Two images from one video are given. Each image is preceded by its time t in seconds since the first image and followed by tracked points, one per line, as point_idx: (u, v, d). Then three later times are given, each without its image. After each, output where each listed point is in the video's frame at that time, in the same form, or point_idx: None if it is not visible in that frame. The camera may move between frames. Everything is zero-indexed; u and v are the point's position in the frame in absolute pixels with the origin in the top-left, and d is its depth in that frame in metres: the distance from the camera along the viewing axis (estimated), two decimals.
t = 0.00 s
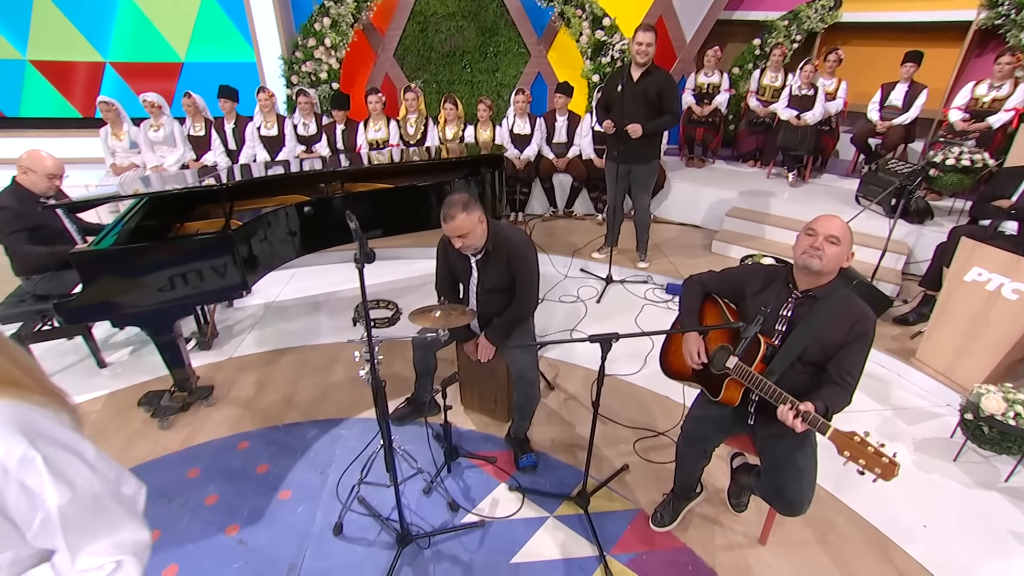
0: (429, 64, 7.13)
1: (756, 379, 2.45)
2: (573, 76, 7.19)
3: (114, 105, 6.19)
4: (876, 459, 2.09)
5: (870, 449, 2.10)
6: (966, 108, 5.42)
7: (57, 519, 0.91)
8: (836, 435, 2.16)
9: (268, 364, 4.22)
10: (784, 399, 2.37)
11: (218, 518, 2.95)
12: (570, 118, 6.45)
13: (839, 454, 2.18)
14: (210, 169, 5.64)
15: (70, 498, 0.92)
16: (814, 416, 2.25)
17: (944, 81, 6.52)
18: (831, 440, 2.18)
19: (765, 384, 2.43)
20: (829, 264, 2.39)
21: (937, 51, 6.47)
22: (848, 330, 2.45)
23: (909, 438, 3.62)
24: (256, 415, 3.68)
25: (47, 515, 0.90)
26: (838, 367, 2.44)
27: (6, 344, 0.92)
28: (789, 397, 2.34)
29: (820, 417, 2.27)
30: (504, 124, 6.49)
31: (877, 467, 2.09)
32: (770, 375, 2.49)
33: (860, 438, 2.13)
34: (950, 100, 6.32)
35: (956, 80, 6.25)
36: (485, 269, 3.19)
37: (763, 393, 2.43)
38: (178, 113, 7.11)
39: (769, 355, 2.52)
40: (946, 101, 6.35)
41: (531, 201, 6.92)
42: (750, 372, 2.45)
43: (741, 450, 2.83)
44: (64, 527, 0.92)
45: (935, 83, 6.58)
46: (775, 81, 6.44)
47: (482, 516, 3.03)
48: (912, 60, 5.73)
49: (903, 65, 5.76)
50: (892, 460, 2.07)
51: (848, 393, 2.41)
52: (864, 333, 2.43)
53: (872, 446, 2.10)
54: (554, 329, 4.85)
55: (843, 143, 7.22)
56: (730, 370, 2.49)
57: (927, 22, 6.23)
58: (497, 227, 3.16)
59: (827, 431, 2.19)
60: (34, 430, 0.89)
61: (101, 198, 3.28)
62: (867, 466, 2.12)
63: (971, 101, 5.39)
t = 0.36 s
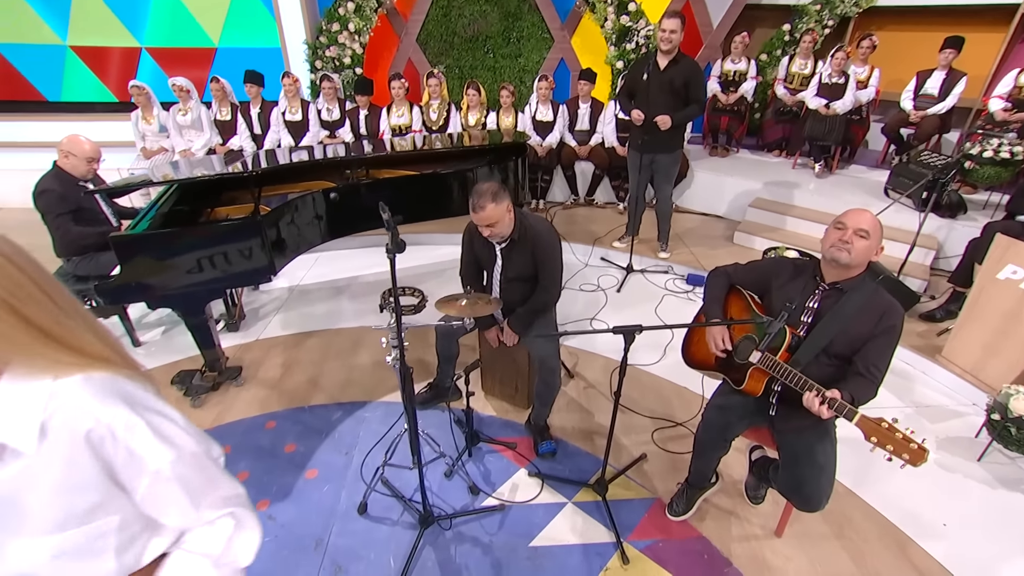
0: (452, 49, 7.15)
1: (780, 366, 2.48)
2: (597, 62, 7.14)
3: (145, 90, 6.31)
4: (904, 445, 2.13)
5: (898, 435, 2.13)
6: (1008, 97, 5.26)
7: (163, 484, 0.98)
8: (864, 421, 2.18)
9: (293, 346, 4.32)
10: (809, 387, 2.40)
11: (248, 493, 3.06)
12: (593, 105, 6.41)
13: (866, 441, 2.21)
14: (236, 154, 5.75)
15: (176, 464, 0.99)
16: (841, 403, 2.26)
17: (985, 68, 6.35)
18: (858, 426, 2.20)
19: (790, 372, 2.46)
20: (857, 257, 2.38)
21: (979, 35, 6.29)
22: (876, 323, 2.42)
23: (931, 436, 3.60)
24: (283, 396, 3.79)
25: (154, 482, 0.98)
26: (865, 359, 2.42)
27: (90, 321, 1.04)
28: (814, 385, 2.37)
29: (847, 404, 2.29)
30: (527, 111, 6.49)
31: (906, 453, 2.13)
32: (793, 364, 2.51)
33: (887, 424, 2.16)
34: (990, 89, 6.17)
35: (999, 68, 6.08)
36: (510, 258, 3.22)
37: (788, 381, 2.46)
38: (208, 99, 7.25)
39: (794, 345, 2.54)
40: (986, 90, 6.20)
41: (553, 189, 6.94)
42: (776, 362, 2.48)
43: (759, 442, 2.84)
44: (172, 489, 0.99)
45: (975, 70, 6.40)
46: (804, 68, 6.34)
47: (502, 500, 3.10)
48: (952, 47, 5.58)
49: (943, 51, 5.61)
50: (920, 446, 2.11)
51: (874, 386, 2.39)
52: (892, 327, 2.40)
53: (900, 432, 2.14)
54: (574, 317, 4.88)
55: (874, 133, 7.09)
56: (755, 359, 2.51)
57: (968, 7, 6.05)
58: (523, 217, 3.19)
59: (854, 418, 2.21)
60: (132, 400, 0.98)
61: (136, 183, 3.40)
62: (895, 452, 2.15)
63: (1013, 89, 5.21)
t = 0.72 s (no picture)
0: (466, 35, 7.12)
1: (795, 358, 2.52)
2: (612, 49, 7.09)
3: (162, 75, 6.35)
4: (919, 437, 2.16)
5: (913, 427, 2.17)
6: None
7: (257, 452, 1.08)
8: (879, 413, 2.22)
9: (310, 332, 4.39)
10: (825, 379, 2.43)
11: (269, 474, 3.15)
12: (608, 93, 6.37)
13: (880, 432, 2.25)
14: (252, 140, 5.77)
15: (263, 428, 1.09)
16: (855, 395, 2.29)
17: (1014, 55, 6.21)
18: (873, 418, 2.24)
19: (805, 364, 2.49)
20: (874, 253, 2.40)
21: (1009, 22, 6.17)
22: (892, 317, 2.43)
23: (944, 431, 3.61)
24: (300, 381, 3.86)
25: (244, 453, 1.07)
26: (880, 353, 2.43)
27: (157, 315, 1.12)
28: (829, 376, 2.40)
29: (862, 396, 2.31)
30: (542, 98, 6.46)
31: (919, 444, 2.16)
32: (807, 356, 2.54)
33: (902, 416, 2.20)
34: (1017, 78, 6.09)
35: None
36: (527, 249, 3.25)
37: (802, 373, 2.50)
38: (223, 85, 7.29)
39: (809, 337, 2.56)
40: (1014, 79, 6.10)
41: (566, 177, 6.94)
42: (792, 354, 2.52)
43: (770, 434, 2.87)
44: (260, 462, 1.08)
45: (1004, 57, 6.27)
46: (824, 56, 6.24)
47: (516, 486, 3.16)
48: (980, 33, 5.47)
49: (971, 38, 5.49)
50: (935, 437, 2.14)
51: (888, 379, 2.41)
52: (909, 322, 2.41)
53: (914, 424, 2.17)
54: (587, 307, 4.91)
55: (894, 122, 6.98)
56: (770, 352, 2.58)
57: None
58: (541, 208, 3.21)
59: (870, 409, 2.25)
60: (212, 380, 1.11)
61: (157, 171, 3.47)
62: (909, 443, 2.19)
63: None
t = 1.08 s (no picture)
0: (472, 24, 7.11)
1: (799, 356, 2.55)
2: (620, 39, 7.08)
3: (168, 64, 6.31)
4: (920, 440, 2.17)
5: (915, 430, 2.18)
6: None
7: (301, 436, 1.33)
8: (881, 415, 2.24)
9: (319, 322, 4.43)
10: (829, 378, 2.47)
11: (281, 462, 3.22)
12: (615, 83, 6.35)
13: (882, 434, 2.27)
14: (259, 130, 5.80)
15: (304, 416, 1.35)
16: (859, 397, 2.33)
17: None
18: (875, 420, 2.26)
19: (810, 363, 2.53)
20: (880, 252, 2.40)
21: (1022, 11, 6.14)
22: (897, 315, 2.46)
23: (947, 424, 3.64)
24: (311, 370, 3.92)
25: (291, 437, 1.32)
26: (885, 350, 2.46)
27: (212, 315, 1.30)
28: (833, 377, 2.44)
29: (865, 396, 2.35)
30: (548, 88, 6.45)
31: (921, 447, 2.18)
32: (812, 355, 2.57)
33: (904, 418, 2.21)
34: None
35: None
36: (536, 243, 3.28)
37: (807, 371, 2.54)
38: (229, 74, 7.31)
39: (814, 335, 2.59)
40: None
41: (573, 168, 6.95)
42: (796, 352, 2.56)
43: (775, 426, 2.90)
44: (302, 437, 1.34)
45: (1016, 48, 6.26)
46: (834, 45, 6.22)
47: (524, 475, 3.21)
48: (994, 22, 5.41)
49: (985, 27, 5.44)
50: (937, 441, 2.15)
51: (892, 376, 2.44)
52: (914, 320, 2.43)
53: (917, 427, 2.18)
54: (593, 298, 4.94)
55: (904, 113, 6.96)
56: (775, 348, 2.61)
57: None
58: (549, 202, 3.23)
59: (872, 412, 2.27)
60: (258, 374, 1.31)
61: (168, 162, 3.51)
62: (911, 446, 2.20)
63: None
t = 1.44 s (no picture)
0: (479, 20, 7.12)
1: (803, 364, 2.56)
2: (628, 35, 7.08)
3: (176, 60, 6.32)
4: (914, 451, 2.17)
5: (909, 441, 2.18)
6: None
7: (330, 452, 1.29)
8: (877, 424, 2.26)
9: (329, 318, 4.48)
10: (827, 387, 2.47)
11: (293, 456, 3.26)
12: (623, 79, 6.35)
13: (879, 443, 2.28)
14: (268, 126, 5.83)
15: (337, 433, 1.31)
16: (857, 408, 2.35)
17: None
18: (872, 429, 2.29)
19: (811, 370, 2.54)
20: (882, 264, 2.40)
21: None
22: (897, 326, 2.47)
23: (953, 423, 3.67)
24: (321, 366, 3.96)
25: (322, 450, 1.29)
26: (882, 360, 2.49)
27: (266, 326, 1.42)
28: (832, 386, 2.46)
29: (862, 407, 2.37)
30: (556, 85, 6.46)
31: (914, 458, 2.17)
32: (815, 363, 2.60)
33: (900, 429, 2.22)
34: None
35: None
36: (548, 240, 3.32)
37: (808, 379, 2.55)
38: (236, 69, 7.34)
39: (818, 342, 2.58)
40: None
41: (579, 164, 6.97)
42: (799, 359, 2.57)
43: (784, 425, 2.94)
44: (331, 455, 1.30)
45: None
46: (842, 42, 6.16)
47: (534, 471, 3.25)
48: (1006, 19, 5.38)
49: (996, 23, 5.42)
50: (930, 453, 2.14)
51: (888, 388, 2.49)
52: (914, 331, 2.45)
53: (911, 438, 2.18)
54: (601, 295, 4.97)
55: (913, 111, 6.95)
56: (779, 354, 2.64)
57: None
58: (562, 200, 3.27)
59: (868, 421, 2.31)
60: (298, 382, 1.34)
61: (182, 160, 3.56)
62: (904, 456, 2.20)
63: None
